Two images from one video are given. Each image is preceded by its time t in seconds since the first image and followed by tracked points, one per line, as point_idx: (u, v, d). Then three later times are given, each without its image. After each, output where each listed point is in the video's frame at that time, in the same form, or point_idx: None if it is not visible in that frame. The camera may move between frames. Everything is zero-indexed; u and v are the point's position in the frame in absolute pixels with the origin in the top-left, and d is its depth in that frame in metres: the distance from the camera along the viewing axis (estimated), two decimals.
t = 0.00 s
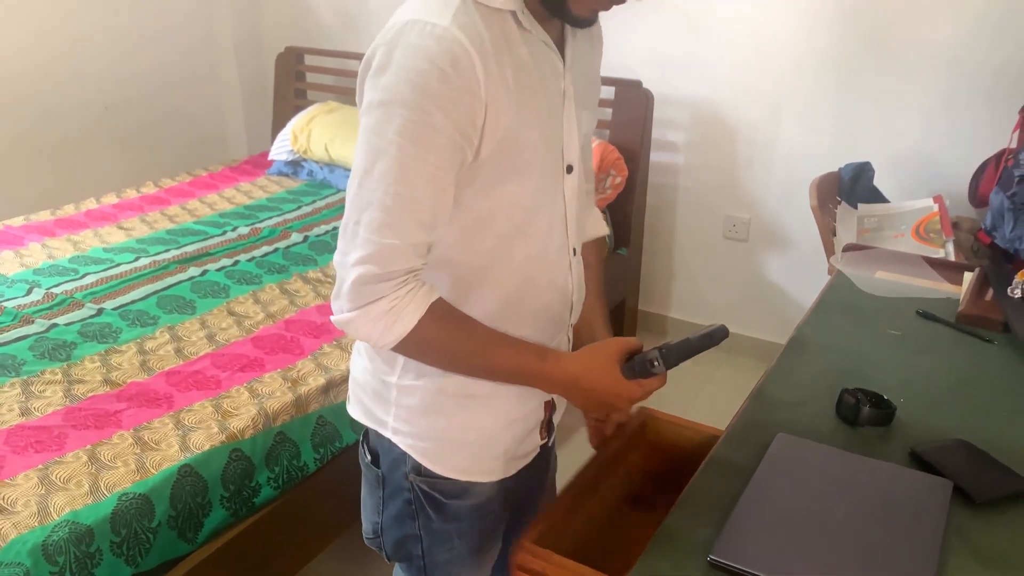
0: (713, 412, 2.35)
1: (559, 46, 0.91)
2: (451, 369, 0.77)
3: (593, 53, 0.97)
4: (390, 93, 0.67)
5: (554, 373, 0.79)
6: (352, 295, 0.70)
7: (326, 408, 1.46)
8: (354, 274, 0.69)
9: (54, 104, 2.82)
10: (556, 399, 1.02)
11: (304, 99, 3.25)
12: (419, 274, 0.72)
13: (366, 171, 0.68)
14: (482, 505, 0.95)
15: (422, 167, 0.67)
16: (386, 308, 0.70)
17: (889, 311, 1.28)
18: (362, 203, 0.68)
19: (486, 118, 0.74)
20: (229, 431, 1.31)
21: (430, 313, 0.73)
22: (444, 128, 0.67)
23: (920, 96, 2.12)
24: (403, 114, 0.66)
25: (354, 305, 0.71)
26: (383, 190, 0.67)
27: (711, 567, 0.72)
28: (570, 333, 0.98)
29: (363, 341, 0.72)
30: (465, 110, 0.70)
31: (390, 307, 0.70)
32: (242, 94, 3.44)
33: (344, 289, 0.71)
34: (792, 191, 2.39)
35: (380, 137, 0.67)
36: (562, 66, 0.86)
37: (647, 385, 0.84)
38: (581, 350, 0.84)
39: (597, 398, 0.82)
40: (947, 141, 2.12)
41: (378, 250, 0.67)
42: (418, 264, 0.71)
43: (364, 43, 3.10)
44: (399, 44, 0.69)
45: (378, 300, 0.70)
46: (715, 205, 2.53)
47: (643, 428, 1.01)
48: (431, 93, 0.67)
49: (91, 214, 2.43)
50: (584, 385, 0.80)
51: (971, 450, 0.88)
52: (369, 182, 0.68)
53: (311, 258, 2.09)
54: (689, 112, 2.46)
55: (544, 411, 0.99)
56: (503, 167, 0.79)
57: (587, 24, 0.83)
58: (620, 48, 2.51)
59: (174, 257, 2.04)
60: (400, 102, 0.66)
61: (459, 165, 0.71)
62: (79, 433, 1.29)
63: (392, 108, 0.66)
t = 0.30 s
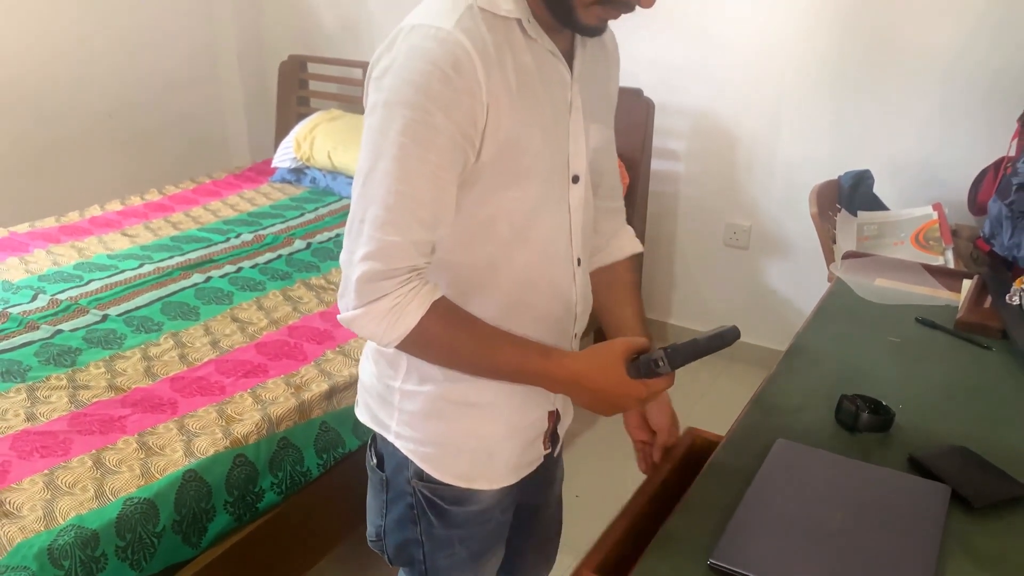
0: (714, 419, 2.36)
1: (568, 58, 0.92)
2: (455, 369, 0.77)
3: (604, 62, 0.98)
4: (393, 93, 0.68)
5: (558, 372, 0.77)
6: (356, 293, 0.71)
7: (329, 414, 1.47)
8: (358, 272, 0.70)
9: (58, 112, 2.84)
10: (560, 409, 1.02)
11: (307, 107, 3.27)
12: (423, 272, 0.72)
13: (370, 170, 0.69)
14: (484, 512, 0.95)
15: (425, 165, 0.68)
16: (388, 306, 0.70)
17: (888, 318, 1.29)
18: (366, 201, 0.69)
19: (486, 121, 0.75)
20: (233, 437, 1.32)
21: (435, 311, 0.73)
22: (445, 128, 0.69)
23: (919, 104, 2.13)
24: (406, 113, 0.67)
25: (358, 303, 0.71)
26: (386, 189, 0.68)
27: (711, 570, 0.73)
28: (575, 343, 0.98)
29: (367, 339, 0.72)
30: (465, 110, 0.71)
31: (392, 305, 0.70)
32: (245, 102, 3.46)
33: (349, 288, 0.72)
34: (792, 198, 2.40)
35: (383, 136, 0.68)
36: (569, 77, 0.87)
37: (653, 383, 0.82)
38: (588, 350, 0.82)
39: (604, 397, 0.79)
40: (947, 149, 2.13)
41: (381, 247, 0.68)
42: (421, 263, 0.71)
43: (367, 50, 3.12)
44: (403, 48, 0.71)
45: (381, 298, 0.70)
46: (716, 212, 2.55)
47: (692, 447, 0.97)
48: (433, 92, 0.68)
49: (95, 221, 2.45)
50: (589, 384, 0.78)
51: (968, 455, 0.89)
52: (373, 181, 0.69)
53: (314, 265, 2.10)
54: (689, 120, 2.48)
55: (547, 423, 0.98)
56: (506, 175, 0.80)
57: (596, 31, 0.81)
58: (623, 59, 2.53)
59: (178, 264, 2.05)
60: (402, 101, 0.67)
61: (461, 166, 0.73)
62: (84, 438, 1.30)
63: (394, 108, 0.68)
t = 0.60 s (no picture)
0: (714, 428, 2.36)
1: (577, 75, 0.93)
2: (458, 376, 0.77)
3: (614, 77, 0.99)
4: (403, 104, 0.69)
5: (561, 379, 0.78)
6: (362, 300, 0.72)
7: (330, 422, 1.48)
8: (365, 279, 0.71)
9: (62, 122, 2.87)
10: (564, 421, 1.02)
11: (309, 117, 3.29)
12: (428, 280, 0.73)
13: (379, 179, 0.70)
14: (487, 521, 0.96)
15: (432, 175, 0.69)
16: (394, 313, 0.71)
17: (886, 328, 1.30)
18: (375, 209, 0.71)
19: (492, 134, 0.77)
20: (235, 445, 1.33)
21: (439, 320, 0.74)
22: (453, 139, 0.70)
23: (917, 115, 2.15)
24: (415, 124, 0.68)
25: (364, 310, 0.72)
26: (394, 197, 0.69)
27: None
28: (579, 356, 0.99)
29: (372, 345, 0.73)
30: (473, 122, 0.72)
31: (397, 312, 0.71)
32: (248, 112, 3.49)
33: (355, 295, 0.73)
34: (791, 208, 2.42)
35: (392, 146, 0.69)
36: (577, 94, 0.88)
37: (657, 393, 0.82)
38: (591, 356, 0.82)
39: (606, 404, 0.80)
40: (944, 160, 2.14)
41: (388, 254, 0.69)
42: (427, 270, 0.72)
43: (370, 62, 3.15)
44: (414, 60, 0.73)
45: (387, 304, 0.71)
46: (716, 222, 2.56)
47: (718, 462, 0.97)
48: (442, 104, 0.69)
49: (99, 230, 2.47)
50: (591, 392, 0.79)
51: (964, 464, 0.90)
52: (382, 190, 0.70)
53: (315, 274, 2.12)
54: (689, 130, 2.50)
55: (549, 435, 0.99)
56: (509, 187, 0.81)
57: (608, 50, 0.83)
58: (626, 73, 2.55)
59: (181, 273, 2.07)
60: (412, 113, 0.69)
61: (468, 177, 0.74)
62: (88, 446, 1.31)
63: (404, 118, 0.69)
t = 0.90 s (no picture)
0: (714, 439, 2.37)
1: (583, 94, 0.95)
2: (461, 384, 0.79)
3: (619, 93, 1.01)
4: (411, 118, 0.71)
5: (563, 388, 0.79)
6: (368, 308, 0.73)
7: (332, 432, 1.49)
8: (370, 288, 0.72)
9: (67, 133, 2.90)
10: (566, 434, 1.04)
11: (312, 129, 3.32)
12: (432, 290, 0.75)
13: (386, 191, 0.72)
14: (490, 532, 0.97)
15: (439, 187, 0.71)
16: (398, 321, 0.73)
17: (884, 339, 1.31)
18: (381, 220, 0.72)
19: (497, 148, 0.78)
20: (238, 454, 1.34)
21: (442, 331, 0.75)
22: (458, 152, 0.72)
23: (915, 129, 2.17)
24: (422, 137, 0.70)
25: (369, 319, 0.74)
26: (401, 209, 0.71)
27: None
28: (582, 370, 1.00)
29: (377, 354, 0.75)
30: (479, 136, 0.74)
31: (402, 320, 0.73)
32: (251, 124, 3.52)
33: (361, 304, 0.75)
34: (791, 220, 2.43)
35: (400, 158, 0.71)
36: (583, 112, 0.90)
37: (659, 403, 0.83)
38: (593, 366, 0.84)
39: (609, 414, 0.81)
40: (942, 173, 2.16)
41: (393, 264, 0.71)
42: (431, 280, 0.74)
43: (373, 75, 3.18)
44: (422, 76, 0.75)
45: (392, 313, 0.73)
46: (715, 234, 2.58)
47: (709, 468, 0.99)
48: (449, 119, 0.71)
49: (103, 241, 2.49)
50: (594, 401, 0.80)
51: (959, 474, 0.91)
52: (389, 201, 0.72)
53: (317, 285, 2.13)
54: (689, 143, 2.52)
55: (552, 446, 1.00)
56: (512, 202, 0.83)
57: (615, 69, 0.84)
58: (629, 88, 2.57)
59: (184, 284, 2.08)
60: (419, 126, 0.70)
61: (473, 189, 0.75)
62: (92, 455, 1.32)
63: (412, 132, 0.71)
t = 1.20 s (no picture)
0: (713, 453, 2.38)
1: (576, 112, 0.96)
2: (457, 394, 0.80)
3: (614, 110, 1.03)
4: (407, 135, 0.73)
5: (562, 397, 0.80)
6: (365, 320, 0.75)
7: (332, 445, 1.50)
8: (367, 301, 0.74)
9: (72, 148, 2.92)
10: (562, 447, 1.04)
11: (314, 144, 3.35)
12: (427, 301, 0.76)
13: (383, 206, 0.73)
14: (485, 544, 0.98)
15: (433, 203, 0.72)
16: (394, 333, 0.74)
17: (880, 353, 1.32)
18: (378, 235, 0.74)
19: (492, 164, 0.80)
20: (238, 467, 1.35)
21: (437, 345, 0.76)
22: (453, 169, 0.73)
23: (911, 145, 2.19)
24: (417, 153, 0.71)
25: (366, 330, 0.75)
26: (396, 224, 0.72)
27: None
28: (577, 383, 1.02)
29: (374, 366, 0.76)
30: (473, 153, 0.76)
31: (398, 332, 0.74)
32: (254, 139, 3.55)
33: (358, 316, 0.76)
34: (788, 235, 2.45)
35: (396, 175, 0.72)
36: (575, 129, 0.90)
37: (657, 408, 0.84)
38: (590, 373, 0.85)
39: (608, 419, 0.82)
40: (939, 188, 2.18)
41: (389, 278, 0.73)
42: (426, 292, 0.75)
43: (375, 91, 3.21)
44: (418, 93, 0.76)
45: (388, 325, 0.74)
46: (714, 249, 2.60)
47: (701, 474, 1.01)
48: (444, 136, 0.72)
49: (106, 255, 2.51)
50: (594, 407, 0.81)
51: (953, 487, 0.92)
52: (385, 216, 0.73)
53: (318, 299, 2.15)
54: (687, 158, 2.54)
55: (548, 459, 1.01)
56: (505, 218, 0.84)
57: (608, 86, 0.86)
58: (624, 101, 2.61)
59: (185, 298, 2.10)
60: (414, 143, 0.72)
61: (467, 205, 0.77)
62: (94, 468, 1.33)
63: (407, 148, 0.72)
